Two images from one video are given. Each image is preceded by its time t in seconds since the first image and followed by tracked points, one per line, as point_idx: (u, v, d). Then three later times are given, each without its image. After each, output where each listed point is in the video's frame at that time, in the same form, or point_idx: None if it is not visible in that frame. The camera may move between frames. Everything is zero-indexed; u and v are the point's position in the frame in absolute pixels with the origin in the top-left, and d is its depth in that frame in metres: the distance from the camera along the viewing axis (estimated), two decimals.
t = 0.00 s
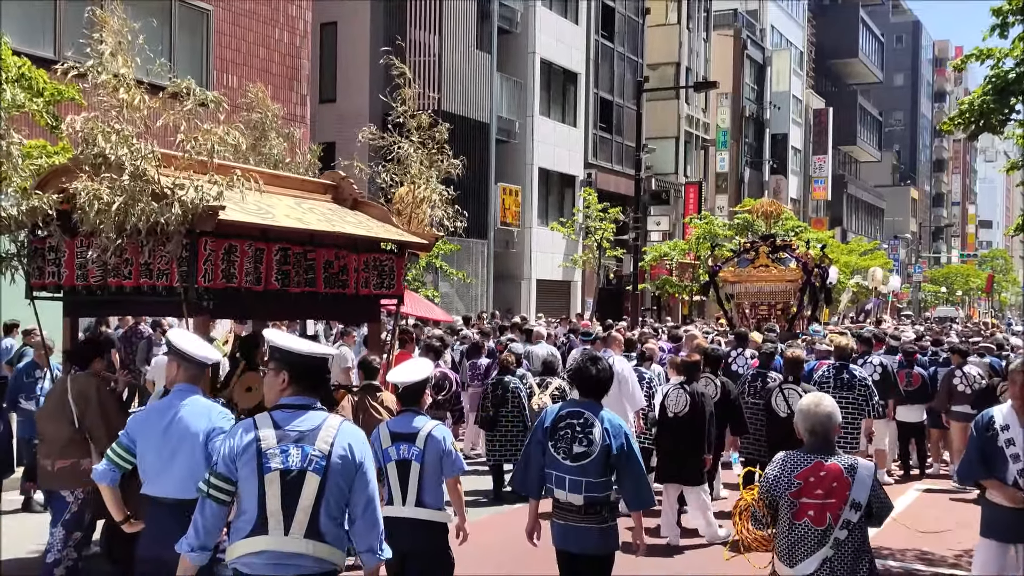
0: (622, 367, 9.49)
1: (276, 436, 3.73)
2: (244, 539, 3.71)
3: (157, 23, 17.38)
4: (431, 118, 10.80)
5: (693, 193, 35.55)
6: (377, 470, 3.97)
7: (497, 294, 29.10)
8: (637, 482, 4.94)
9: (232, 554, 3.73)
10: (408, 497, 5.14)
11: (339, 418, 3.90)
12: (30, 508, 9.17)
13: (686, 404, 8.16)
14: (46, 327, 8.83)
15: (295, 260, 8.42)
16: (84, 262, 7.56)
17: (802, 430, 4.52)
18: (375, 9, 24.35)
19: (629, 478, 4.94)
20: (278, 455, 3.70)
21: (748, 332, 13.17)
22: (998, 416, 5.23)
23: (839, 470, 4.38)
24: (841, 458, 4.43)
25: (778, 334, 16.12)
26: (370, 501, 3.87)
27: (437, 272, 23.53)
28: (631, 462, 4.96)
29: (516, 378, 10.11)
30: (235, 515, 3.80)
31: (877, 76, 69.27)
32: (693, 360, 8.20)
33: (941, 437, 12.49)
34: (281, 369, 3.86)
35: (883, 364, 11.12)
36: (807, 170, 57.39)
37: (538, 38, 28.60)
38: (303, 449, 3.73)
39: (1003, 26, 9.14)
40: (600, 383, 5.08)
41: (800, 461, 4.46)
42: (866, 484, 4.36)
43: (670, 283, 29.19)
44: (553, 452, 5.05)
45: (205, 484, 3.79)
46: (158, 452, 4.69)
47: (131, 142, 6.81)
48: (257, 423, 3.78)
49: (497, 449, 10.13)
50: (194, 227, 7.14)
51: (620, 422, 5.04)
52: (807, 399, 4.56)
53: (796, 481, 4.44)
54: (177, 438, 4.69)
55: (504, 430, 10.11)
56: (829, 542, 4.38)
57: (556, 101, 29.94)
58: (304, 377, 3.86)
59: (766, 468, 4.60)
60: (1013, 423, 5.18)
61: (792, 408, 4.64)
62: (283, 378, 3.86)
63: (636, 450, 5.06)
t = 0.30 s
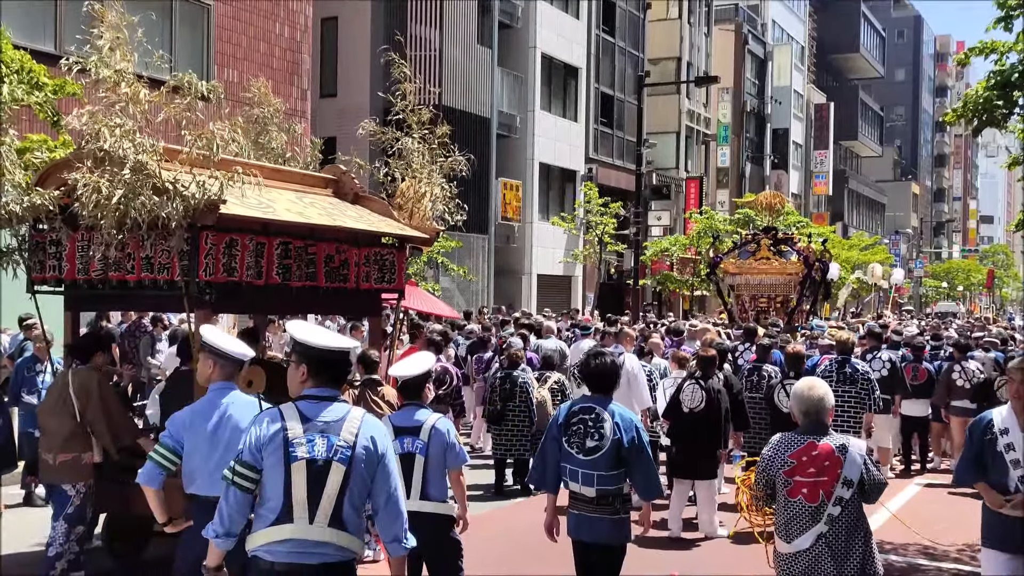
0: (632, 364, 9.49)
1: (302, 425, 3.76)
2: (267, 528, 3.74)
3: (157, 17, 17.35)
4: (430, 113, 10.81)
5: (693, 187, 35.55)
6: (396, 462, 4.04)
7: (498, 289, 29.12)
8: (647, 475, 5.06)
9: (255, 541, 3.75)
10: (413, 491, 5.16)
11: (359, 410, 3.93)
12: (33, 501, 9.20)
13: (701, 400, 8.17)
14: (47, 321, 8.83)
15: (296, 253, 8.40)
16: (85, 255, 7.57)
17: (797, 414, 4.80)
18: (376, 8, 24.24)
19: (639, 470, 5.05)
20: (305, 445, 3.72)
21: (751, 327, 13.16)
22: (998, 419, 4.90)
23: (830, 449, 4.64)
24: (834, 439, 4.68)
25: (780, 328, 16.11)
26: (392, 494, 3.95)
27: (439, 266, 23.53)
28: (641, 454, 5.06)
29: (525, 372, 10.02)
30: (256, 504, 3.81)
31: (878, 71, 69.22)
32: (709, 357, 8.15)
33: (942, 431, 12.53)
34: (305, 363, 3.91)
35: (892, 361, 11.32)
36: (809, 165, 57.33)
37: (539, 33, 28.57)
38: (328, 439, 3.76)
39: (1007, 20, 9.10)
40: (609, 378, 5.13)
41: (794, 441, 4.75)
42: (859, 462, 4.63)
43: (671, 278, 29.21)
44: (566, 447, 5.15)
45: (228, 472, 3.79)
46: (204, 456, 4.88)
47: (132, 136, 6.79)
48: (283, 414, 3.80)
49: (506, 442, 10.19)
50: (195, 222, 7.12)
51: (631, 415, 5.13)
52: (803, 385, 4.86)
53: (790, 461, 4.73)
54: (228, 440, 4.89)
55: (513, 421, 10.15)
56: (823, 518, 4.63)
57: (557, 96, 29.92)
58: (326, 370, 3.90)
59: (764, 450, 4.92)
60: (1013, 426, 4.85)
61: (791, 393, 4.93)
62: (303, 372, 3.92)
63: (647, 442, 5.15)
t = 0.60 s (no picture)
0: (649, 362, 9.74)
1: (295, 419, 3.78)
2: (263, 521, 3.75)
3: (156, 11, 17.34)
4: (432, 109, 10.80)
5: (694, 184, 35.52)
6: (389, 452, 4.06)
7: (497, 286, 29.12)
8: (654, 460, 5.27)
9: (250, 534, 3.76)
10: (419, 485, 5.12)
11: (350, 402, 3.94)
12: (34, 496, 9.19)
13: (715, 396, 8.36)
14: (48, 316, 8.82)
15: (296, 249, 8.38)
16: (85, 250, 7.56)
17: (811, 412, 4.77)
18: (376, 8, 24.35)
19: (647, 455, 5.28)
20: (297, 438, 3.75)
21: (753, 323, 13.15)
22: (978, 416, 4.89)
23: (845, 450, 4.63)
24: (848, 439, 4.67)
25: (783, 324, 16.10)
26: (384, 484, 3.98)
27: (439, 263, 23.52)
28: (647, 440, 5.30)
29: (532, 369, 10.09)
30: (252, 497, 3.83)
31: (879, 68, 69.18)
32: (726, 354, 8.41)
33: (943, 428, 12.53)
34: (293, 357, 3.91)
35: (903, 359, 11.13)
36: (810, 162, 57.22)
37: (540, 30, 28.55)
38: (320, 431, 3.79)
39: (1008, 17, 9.08)
40: (608, 368, 5.42)
41: (810, 441, 4.73)
42: (870, 461, 4.65)
43: (671, 276, 29.21)
44: (576, 437, 5.42)
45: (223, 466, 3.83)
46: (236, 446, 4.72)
47: (132, 131, 6.77)
48: (274, 408, 3.81)
49: (507, 441, 10.13)
50: (196, 216, 7.12)
51: (635, 403, 5.39)
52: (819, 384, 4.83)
53: (804, 459, 4.72)
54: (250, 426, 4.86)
55: (520, 419, 10.13)
56: (834, 515, 4.64)
57: (557, 92, 29.91)
58: (315, 364, 3.90)
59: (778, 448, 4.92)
60: (993, 421, 4.84)
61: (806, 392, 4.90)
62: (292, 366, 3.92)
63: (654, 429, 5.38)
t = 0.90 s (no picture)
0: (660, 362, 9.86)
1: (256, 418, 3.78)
2: (228, 519, 3.76)
3: (157, 8, 17.35)
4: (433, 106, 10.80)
5: (696, 182, 35.52)
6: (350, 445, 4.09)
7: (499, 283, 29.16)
8: (669, 454, 5.37)
9: (214, 532, 3.77)
10: (427, 484, 5.11)
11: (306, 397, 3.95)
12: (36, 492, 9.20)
13: (723, 393, 8.45)
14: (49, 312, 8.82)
15: (298, 246, 8.38)
16: (87, 247, 7.56)
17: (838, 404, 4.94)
18: (377, 7, 24.35)
19: (662, 448, 5.38)
20: (258, 437, 3.76)
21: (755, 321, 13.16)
22: (967, 418, 4.75)
23: (872, 442, 4.75)
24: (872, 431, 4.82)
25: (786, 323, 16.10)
26: (346, 478, 4.01)
27: (441, 261, 23.52)
28: (662, 434, 5.39)
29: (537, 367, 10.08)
30: (215, 497, 3.83)
31: (880, 66, 69.17)
32: (735, 352, 8.51)
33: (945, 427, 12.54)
34: (248, 357, 3.91)
35: (909, 357, 11.11)
36: (811, 160, 57.14)
37: (542, 28, 28.56)
38: (280, 429, 3.80)
39: (1008, 17, 9.07)
40: (624, 363, 5.49)
41: (839, 431, 4.87)
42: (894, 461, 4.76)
43: (673, 274, 29.23)
44: (593, 430, 5.50)
45: (186, 467, 3.81)
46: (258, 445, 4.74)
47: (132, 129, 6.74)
48: (233, 408, 3.81)
49: (511, 438, 10.15)
50: (198, 213, 7.10)
51: (650, 398, 5.48)
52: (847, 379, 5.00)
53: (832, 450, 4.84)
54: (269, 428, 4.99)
55: (525, 417, 10.11)
56: (857, 505, 4.75)
57: (559, 90, 29.92)
58: (271, 362, 3.90)
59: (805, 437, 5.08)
60: (979, 424, 4.71)
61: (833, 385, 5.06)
62: (249, 365, 3.92)
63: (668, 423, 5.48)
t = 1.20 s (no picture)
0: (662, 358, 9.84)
1: (214, 412, 3.83)
2: (191, 515, 3.80)
3: (158, 8, 17.36)
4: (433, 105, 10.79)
5: (698, 181, 35.52)
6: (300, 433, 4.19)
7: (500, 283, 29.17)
8: (688, 447, 5.65)
9: (177, 528, 3.80)
10: (436, 481, 5.12)
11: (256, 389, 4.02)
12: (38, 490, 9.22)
13: (727, 392, 8.45)
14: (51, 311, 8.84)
15: (300, 245, 8.40)
16: (89, 246, 7.57)
17: (852, 403, 5.24)
18: (379, 7, 24.33)
19: (681, 442, 5.67)
20: (219, 431, 3.82)
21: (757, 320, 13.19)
22: (942, 416, 4.37)
23: (887, 442, 5.17)
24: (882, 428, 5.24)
25: (788, 323, 16.09)
26: (300, 468, 4.11)
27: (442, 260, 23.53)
28: (681, 427, 5.69)
29: (542, 367, 10.05)
30: (172, 492, 3.84)
31: (882, 66, 69.09)
32: (738, 350, 8.51)
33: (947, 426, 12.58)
34: (195, 352, 3.92)
35: (910, 357, 11.08)
36: (813, 159, 57.12)
37: (543, 27, 28.54)
38: (239, 422, 3.88)
39: (1010, 17, 9.06)
40: (645, 360, 5.74)
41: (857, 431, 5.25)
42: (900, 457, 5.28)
43: (675, 273, 29.24)
44: (614, 424, 5.75)
45: (141, 466, 3.78)
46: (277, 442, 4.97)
47: (132, 128, 6.75)
48: (190, 404, 3.84)
49: (518, 437, 10.16)
50: (199, 211, 7.11)
51: (668, 393, 5.75)
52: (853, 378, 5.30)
53: (856, 450, 5.21)
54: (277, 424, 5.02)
55: (529, 416, 10.12)
56: (874, 499, 5.22)
57: (561, 90, 29.92)
58: (219, 354, 3.94)
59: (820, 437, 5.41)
60: (952, 423, 4.32)
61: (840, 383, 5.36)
62: (194, 358, 3.93)
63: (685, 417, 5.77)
